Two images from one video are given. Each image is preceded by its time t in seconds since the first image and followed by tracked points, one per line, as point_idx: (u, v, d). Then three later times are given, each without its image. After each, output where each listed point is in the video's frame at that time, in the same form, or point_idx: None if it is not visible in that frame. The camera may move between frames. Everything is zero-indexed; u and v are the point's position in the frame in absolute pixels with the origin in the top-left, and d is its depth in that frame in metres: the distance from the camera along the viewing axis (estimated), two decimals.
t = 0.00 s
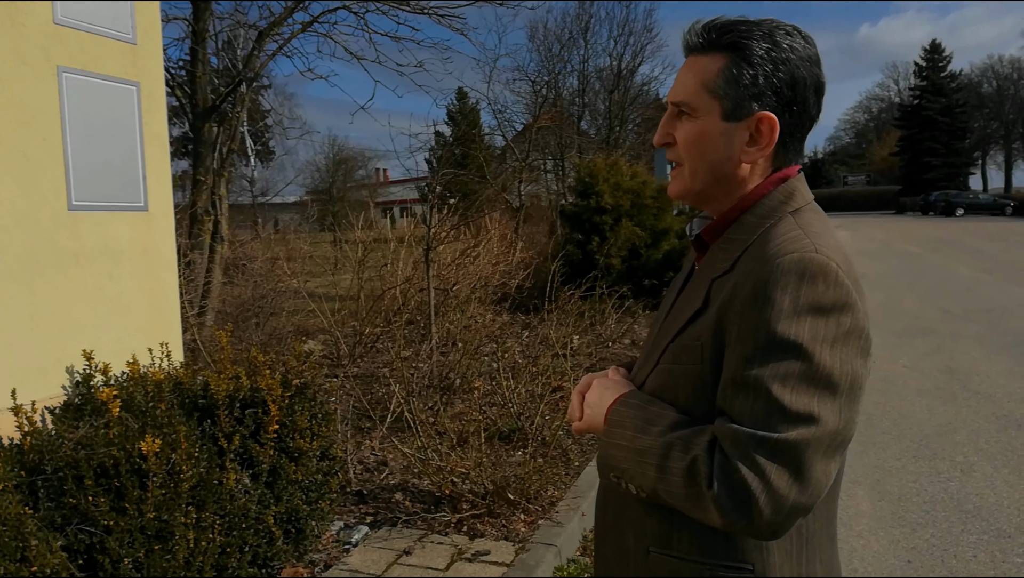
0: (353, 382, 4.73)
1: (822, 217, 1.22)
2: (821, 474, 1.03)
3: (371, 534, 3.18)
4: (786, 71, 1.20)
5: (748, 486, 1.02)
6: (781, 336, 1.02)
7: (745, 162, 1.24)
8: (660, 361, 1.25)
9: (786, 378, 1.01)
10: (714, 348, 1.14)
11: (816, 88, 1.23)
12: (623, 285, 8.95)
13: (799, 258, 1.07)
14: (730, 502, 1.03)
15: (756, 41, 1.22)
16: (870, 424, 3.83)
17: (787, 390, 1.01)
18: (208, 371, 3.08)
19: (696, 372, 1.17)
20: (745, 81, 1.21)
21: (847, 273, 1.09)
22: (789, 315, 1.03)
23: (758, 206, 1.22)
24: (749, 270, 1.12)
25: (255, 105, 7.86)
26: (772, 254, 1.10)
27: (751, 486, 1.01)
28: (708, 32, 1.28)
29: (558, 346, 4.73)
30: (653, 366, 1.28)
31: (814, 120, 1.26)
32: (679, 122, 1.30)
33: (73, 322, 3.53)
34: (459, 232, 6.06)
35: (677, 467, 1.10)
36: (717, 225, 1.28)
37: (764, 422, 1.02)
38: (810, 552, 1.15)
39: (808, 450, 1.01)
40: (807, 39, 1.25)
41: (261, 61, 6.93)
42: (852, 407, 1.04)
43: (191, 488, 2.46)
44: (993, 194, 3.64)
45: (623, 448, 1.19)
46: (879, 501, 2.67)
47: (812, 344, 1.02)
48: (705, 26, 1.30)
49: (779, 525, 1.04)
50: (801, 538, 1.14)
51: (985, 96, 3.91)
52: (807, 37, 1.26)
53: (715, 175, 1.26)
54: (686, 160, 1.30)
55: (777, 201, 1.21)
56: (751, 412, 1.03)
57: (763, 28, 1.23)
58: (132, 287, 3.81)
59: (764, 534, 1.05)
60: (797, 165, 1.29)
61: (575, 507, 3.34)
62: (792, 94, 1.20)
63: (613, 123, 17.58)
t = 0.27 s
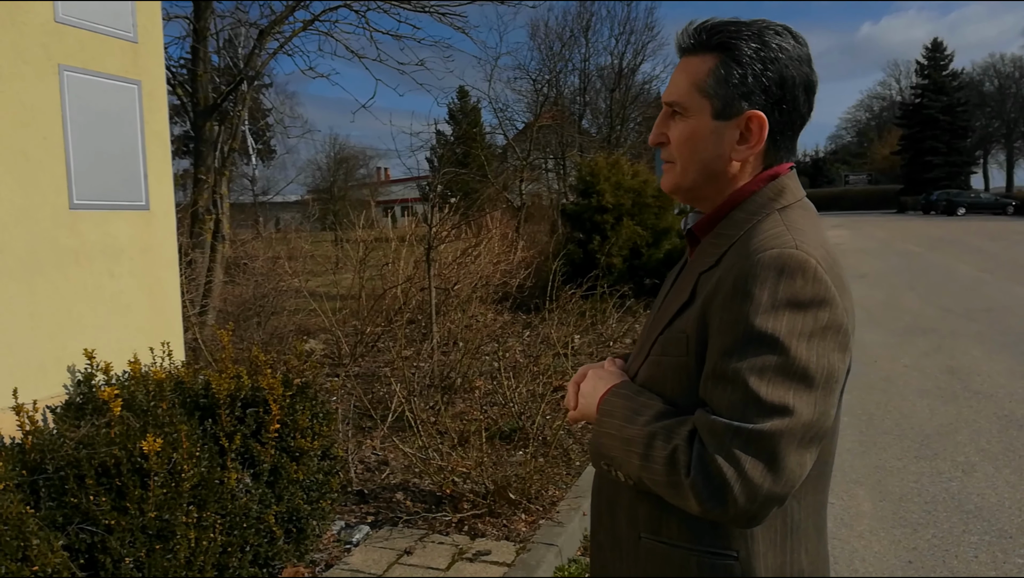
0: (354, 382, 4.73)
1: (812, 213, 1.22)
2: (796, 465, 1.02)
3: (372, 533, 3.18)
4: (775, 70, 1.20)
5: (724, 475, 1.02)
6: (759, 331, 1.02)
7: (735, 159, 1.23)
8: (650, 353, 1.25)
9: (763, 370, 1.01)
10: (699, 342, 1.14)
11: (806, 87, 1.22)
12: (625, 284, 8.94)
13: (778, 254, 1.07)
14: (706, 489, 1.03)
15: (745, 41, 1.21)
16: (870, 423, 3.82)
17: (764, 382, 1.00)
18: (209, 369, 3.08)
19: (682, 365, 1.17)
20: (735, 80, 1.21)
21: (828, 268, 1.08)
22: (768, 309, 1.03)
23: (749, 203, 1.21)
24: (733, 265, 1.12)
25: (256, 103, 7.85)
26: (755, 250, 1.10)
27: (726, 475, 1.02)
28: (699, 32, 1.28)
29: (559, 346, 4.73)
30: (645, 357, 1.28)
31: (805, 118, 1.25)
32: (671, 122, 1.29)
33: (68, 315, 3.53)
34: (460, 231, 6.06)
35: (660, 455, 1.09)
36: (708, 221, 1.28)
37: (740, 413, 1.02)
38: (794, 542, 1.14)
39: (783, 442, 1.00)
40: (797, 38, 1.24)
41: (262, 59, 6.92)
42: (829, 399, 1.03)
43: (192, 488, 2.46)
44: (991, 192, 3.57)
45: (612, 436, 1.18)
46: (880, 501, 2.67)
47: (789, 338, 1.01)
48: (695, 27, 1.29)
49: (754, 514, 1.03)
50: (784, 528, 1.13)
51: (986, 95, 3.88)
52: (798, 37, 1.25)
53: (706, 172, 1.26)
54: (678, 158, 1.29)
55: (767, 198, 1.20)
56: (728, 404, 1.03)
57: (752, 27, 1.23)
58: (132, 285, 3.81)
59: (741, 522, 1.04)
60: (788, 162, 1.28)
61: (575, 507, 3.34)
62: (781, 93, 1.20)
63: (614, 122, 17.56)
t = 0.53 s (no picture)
0: (356, 383, 4.73)
1: (797, 213, 1.21)
2: (784, 459, 1.02)
3: (374, 534, 3.18)
4: (753, 74, 1.20)
5: (714, 471, 1.02)
6: (744, 330, 1.02)
7: (718, 162, 1.23)
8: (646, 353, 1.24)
9: (748, 369, 1.01)
10: (687, 342, 1.14)
11: (787, 90, 1.22)
12: (626, 285, 8.94)
13: (760, 256, 1.07)
14: (697, 484, 1.03)
15: (723, 47, 1.22)
16: (872, 423, 3.81)
17: (750, 380, 1.01)
18: (211, 370, 3.08)
19: (672, 365, 1.17)
20: (715, 86, 1.21)
21: (811, 267, 1.08)
22: (752, 310, 1.03)
23: (734, 205, 1.21)
24: (717, 266, 1.12)
25: (258, 105, 7.87)
26: (739, 251, 1.10)
27: (716, 470, 1.02)
28: (679, 41, 1.28)
29: (560, 346, 4.73)
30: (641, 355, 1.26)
31: (787, 120, 1.25)
32: (655, 128, 1.30)
33: (70, 313, 3.53)
34: (462, 232, 6.06)
35: (654, 453, 1.09)
36: (695, 223, 1.27)
37: (728, 411, 1.02)
38: (789, 533, 1.14)
39: (770, 437, 1.00)
40: (776, 43, 1.24)
41: (264, 61, 6.93)
42: (813, 395, 1.03)
43: (194, 488, 2.46)
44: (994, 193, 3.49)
45: (608, 435, 1.18)
46: (882, 502, 2.67)
47: (773, 337, 1.02)
48: (675, 36, 1.30)
49: (744, 507, 1.03)
50: (779, 519, 1.13)
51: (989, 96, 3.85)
52: (777, 41, 1.25)
53: (691, 176, 1.26)
54: (663, 163, 1.29)
55: (752, 199, 1.20)
56: (717, 402, 1.04)
57: (730, 34, 1.23)
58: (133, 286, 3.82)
59: (733, 515, 1.04)
60: (773, 163, 1.28)
61: (577, 507, 3.34)
62: (760, 96, 1.20)
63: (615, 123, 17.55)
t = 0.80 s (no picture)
0: (359, 383, 4.74)
1: (792, 216, 1.21)
2: (784, 456, 1.02)
3: (377, 534, 3.18)
4: (744, 81, 1.19)
5: (715, 470, 1.02)
6: (741, 334, 1.02)
7: (712, 166, 1.23)
8: (645, 353, 1.24)
9: (747, 370, 1.01)
10: (686, 344, 1.14)
11: (779, 96, 1.21)
12: (629, 285, 8.94)
13: (758, 260, 1.06)
14: (700, 482, 1.03)
15: (716, 53, 1.21)
16: (876, 424, 3.80)
17: (749, 382, 1.01)
18: (214, 371, 3.09)
19: (672, 366, 1.16)
20: (707, 91, 1.21)
21: (807, 270, 1.08)
22: (749, 313, 1.03)
23: (730, 208, 1.21)
24: (716, 268, 1.12)
25: (261, 106, 7.89)
26: (736, 254, 1.10)
27: (719, 469, 1.02)
28: (674, 46, 1.28)
29: (563, 347, 4.73)
30: (640, 355, 1.27)
31: (780, 124, 1.24)
32: (651, 132, 1.30)
33: (71, 313, 3.55)
34: (465, 233, 6.07)
35: (657, 451, 1.09)
36: (691, 226, 1.28)
37: (728, 411, 1.02)
38: (789, 525, 1.13)
39: (769, 436, 1.00)
40: (769, 48, 1.24)
41: (267, 62, 6.94)
42: (811, 395, 1.03)
43: (198, 488, 2.47)
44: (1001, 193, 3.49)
45: (611, 433, 1.18)
46: (886, 502, 2.66)
47: (770, 338, 1.02)
48: (671, 41, 1.30)
49: (746, 503, 1.03)
50: (778, 510, 1.12)
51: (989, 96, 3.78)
52: (771, 47, 1.24)
53: (685, 180, 1.26)
54: (659, 166, 1.30)
55: (748, 203, 1.20)
56: (717, 402, 1.04)
57: (722, 40, 1.23)
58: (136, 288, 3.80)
59: (736, 511, 1.04)
60: (767, 167, 1.27)
61: (580, 507, 3.34)
62: (752, 101, 1.19)
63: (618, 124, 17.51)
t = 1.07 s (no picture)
0: (362, 385, 4.74)
1: (796, 217, 1.20)
2: (793, 455, 1.01)
3: (380, 536, 3.18)
4: (742, 83, 1.19)
5: (725, 468, 1.01)
6: (748, 332, 1.02)
7: (710, 167, 1.23)
8: (651, 355, 1.24)
9: (754, 369, 1.01)
10: (692, 345, 1.13)
11: (779, 98, 1.20)
12: (632, 288, 8.93)
13: (763, 259, 1.06)
14: (708, 481, 1.03)
15: (716, 55, 1.21)
16: (880, 427, 3.78)
17: (756, 380, 1.00)
18: (218, 373, 3.09)
19: (679, 367, 1.16)
20: (706, 93, 1.21)
21: (813, 269, 1.08)
22: (756, 311, 1.03)
23: (732, 210, 1.20)
24: (721, 268, 1.12)
25: (265, 108, 7.90)
26: (742, 253, 1.10)
27: (728, 467, 1.01)
28: (677, 48, 1.28)
29: (566, 349, 4.73)
30: (646, 358, 1.26)
31: (780, 126, 1.22)
32: (652, 133, 1.30)
33: (72, 313, 3.52)
34: (468, 235, 6.07)
35: (665, 452, 1.09)
36: (693, 227, 1.27)
37: (736, 410, 1.02)
38: (796, 525, 1.13)
39: (778, 434, 1.00)
40: (771, 51, 1.23)
41: (271, 64, 6.95)
42: (818, 392, 1.02)
43: (201, 490, 2.47)
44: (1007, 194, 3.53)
45: (618, 435, 1.17)
46: (890, 506, 2.65)
47: (777, 337, 1.01)
48: (675, 43, 1.30)
49: (755, 502, 1.03)
50: (785, 510, 1.12)
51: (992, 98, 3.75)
52: (773, 50, 1.24)
53: (684, 181, 1.26)
54: (659, 167, 1.30)
55: (750, 204, 1.19)
56: (725, 401, 1.03)
57: (724, 43, 1.23)
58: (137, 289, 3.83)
59: (745, 510, 1.04)
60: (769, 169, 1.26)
61: (583, 510, 3.34)
62: (750, 103, 1.19)
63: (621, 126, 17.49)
